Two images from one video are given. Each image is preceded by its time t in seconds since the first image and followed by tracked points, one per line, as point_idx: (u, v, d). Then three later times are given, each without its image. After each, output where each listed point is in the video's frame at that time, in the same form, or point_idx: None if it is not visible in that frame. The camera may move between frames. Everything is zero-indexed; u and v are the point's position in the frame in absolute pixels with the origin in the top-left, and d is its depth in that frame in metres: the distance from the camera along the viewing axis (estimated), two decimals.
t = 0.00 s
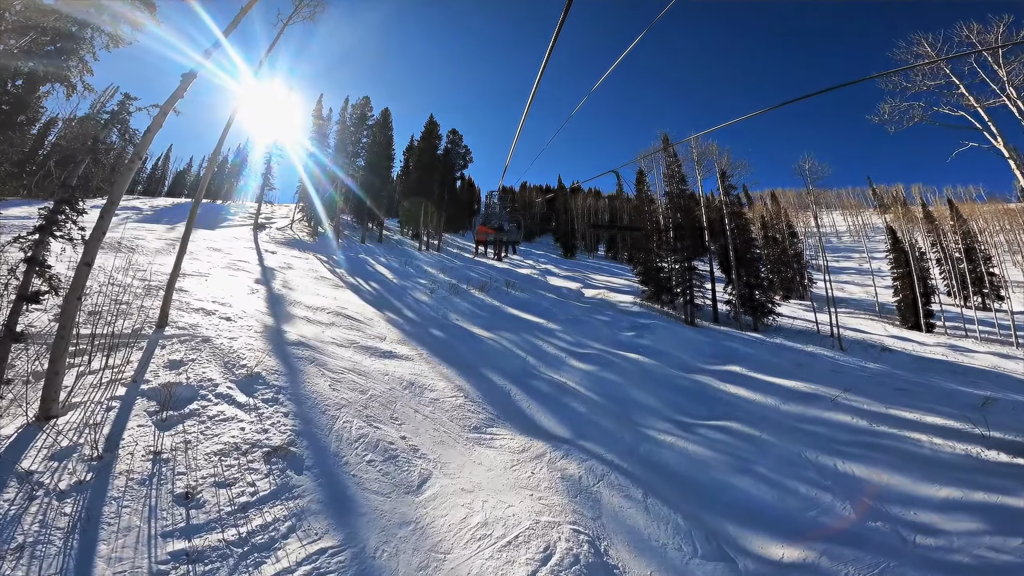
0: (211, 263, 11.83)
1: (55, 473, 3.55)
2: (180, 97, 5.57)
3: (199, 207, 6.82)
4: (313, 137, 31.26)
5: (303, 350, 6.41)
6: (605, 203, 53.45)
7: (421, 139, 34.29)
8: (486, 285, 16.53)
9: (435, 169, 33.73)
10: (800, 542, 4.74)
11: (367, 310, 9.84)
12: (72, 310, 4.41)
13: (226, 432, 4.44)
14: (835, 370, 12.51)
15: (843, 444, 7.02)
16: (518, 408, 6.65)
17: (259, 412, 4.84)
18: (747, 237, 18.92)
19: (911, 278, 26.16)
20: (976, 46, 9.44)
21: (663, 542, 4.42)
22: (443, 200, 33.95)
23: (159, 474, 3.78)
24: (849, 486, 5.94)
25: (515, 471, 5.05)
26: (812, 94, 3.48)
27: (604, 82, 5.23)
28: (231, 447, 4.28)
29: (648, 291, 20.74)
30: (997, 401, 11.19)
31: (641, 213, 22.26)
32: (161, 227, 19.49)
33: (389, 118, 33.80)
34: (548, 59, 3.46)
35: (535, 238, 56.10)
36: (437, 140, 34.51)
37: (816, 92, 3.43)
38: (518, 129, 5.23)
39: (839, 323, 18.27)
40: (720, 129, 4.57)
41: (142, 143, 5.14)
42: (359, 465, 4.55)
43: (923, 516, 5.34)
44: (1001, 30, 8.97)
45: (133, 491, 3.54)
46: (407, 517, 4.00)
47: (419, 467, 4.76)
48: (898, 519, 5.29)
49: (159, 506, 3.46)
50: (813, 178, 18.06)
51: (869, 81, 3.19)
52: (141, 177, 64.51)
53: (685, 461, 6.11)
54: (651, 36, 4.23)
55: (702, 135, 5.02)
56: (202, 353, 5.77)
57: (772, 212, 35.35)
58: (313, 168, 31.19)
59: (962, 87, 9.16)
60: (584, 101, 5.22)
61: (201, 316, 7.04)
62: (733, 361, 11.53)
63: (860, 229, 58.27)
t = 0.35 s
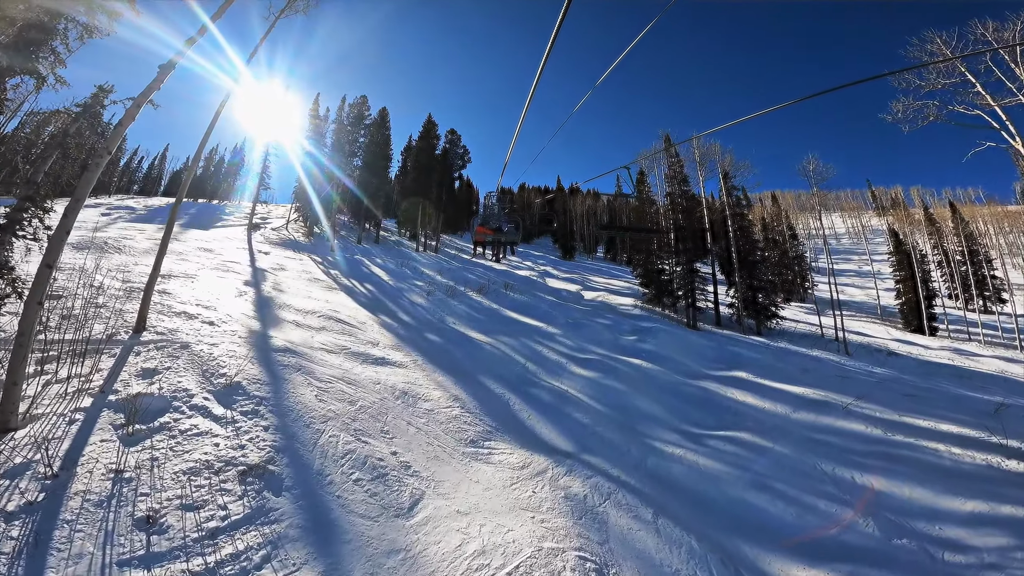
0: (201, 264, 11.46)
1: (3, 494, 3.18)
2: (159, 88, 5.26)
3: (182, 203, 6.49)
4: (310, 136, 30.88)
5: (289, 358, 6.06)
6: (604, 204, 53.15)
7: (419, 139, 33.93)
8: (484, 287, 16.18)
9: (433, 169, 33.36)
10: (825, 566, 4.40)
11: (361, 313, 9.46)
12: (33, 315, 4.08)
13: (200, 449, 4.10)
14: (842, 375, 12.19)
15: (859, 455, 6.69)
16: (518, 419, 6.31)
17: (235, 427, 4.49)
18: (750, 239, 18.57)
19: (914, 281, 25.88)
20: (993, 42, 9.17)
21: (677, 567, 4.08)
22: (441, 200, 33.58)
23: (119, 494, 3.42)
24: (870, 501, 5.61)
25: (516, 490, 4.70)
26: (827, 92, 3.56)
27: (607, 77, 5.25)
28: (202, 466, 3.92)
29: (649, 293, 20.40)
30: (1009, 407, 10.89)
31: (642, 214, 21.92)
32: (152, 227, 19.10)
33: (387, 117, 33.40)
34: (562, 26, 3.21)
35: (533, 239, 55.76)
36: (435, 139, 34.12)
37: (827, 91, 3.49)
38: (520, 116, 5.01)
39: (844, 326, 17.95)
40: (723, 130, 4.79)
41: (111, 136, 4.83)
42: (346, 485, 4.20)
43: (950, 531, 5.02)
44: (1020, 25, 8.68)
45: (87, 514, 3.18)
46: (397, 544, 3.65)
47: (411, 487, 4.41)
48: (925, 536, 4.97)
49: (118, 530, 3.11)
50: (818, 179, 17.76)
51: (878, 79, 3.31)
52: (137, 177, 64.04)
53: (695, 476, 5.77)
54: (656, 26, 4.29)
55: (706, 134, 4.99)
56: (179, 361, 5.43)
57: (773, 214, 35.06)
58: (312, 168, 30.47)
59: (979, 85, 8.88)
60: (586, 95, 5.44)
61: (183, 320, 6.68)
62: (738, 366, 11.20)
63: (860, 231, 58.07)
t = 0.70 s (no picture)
0: (188, 265, 11.08)
1: None
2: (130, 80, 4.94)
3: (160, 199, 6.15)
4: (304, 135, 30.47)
5: (273, 365, 5.70)
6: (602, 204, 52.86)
7: (416, 138, 33.54)
8: (482, 288, 15.82)
9: (430, 168, 32.99)
10: None
11: (352, 316, 9.09)
12: None
13: (168, 467, 3.74)
14: (849, 379, 11.88)
15: (876, 466, 6.38)
16: (518, 430, 5.96)
17: (208, 443, 4.13)
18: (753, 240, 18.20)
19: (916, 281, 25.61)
20: (1010, 38, 8.89)
21: None
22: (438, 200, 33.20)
23: (73, 517, 3.06)
24: (893, 515, 5.29)
25: (516, 510, 4.35)
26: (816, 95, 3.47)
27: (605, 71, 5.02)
28: (169, 486, 3.56)
29: (649, 295, 20.06)
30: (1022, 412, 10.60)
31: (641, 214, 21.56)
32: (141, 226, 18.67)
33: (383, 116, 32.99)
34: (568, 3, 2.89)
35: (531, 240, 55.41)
36: (432, 139, 33.74)
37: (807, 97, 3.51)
38: (518, 115, 4.70)
39: (848, 328, 17.64)
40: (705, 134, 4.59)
41: (75, 132, 4.55)
42: (331, 507, 3.84)
43: (978, 545, 4.70)
44: None
45: (33, 540, 2.81)
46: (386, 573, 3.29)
47: (401, 508, 4.05)
48: (955, 552, 4.65)
49: (66, 559, 2.74)
50: (820, 179, 17.45)
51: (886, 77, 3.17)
52: (130, 176, 63.47)
53: (706, 490, 5.42)
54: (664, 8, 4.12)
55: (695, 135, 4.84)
56: (152, 369, 5.06)
57: (773, 215, 34.77)
58: (308, 168, 30.24)
59: (995, 81, 8.60)
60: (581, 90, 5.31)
61: (161, 324, 6.31)
62: (744, 370, 10.88)
63: (858, 232, 57.94)
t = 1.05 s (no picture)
0: (176, 267, 10.72)
1: None
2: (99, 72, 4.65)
3: (139, 198, 5.82)
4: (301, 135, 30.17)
5: (257, 375, 5.36)
6: (601, 205, 52.61)
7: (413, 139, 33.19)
8: (480, 291, 15.47)
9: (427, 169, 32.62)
10: None
11: (345, 320, 8.73)
12: None
13: (134, 489, 3.39)
14: (858, 384, 11.54)
15: (897, 477, 6.05)
16: (519, 444, 5.61)
17: (180, 462, 3.78)
18: (757, 241, 17.81)
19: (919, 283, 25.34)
20: None
21: None
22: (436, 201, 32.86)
23: (20, 545, 2.71)
24: (922, 531, 4.96)
25: (516, 534, 4.01)
26: (843, 86, 3.91)
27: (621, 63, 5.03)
28: (131, 511, 3.20)
29: (651, 297, 19.71)
30: None
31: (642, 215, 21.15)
32: (133, 227, 18.29)
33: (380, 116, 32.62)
34: None
35: (529, 241, 55.12)
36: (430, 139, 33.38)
37: (846, 85, 3.90)
38: (533, 78, 4.44)
39: (853, 330, 17.32)
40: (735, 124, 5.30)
41: (37, 126, 4.27)
42: (314, 534, 3.49)
43: (1013, 561, 4.44)
44: None
45: None
46: None
47: (393, 535, 3.70)
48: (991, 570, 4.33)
49: None
50: (825, 179, 17.14)
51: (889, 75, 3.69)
52: (127, 177, 63.04)
53: (722, 507, 5.08)
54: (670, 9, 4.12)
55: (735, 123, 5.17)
56: (124, 381, 4.70)
57: (774, 216, 34.48)
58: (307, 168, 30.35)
59: (1010, 76, 8.33)
60: (594, 83, 5.20)
61: (140, 331, 5.96)
62: (751, 375, 10.53)
63: (857, 233, 57.75)
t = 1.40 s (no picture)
0: (169, 269, 10.39)
1: None
2: (71, 64, 4.30)
3: (119, 199, 5.51)
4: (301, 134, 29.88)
5: (243, 386, 5.03)
6: (603, 205, 52.24)
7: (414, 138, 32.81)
8: (481, 292, 15.13)
9: (428, 168, 32.25)
10: None
11: (342, 324, 8.38)
12: None
13: (100, 513, 3.05)
14: (873, 387, 11.16)
15: (927, 487, 5.70)
16: (525, 458, 5.28)
17: (153, 482, 3.44)
18: (766, 239, 17.40)
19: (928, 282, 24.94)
20: None
21: None
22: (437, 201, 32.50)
23: None
24: (961, 547, 4.60)
25: (523, 561, 3.67)
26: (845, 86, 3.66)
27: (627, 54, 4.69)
28: (94, 537, 2.85)
29: (656, 297, 19.32)
30: None
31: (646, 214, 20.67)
32: (129, 229, 17.98)
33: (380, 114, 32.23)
34: None
35: (531, 241, 54.78)
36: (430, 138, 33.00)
37: (867, 77, 3.46)
38: (535, 77, 3.87)
39: (864, 331, 16.95)
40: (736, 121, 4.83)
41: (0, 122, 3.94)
42: (301, 562, 3.14)
43: None
44: None
45: None
46: None
47: (388, 563, 3.35)
48: None
49: None
50: (835, 177, 16.73)
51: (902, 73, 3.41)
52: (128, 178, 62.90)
53: (744, 524, 4.74)
54: None
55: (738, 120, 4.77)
56: (98, 392, 4.37)
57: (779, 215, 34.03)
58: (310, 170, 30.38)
59: None
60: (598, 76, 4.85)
61: (121, 338, 5.63)
62: (763, 380, 10.16)
63: (862, 232, 57.32)
